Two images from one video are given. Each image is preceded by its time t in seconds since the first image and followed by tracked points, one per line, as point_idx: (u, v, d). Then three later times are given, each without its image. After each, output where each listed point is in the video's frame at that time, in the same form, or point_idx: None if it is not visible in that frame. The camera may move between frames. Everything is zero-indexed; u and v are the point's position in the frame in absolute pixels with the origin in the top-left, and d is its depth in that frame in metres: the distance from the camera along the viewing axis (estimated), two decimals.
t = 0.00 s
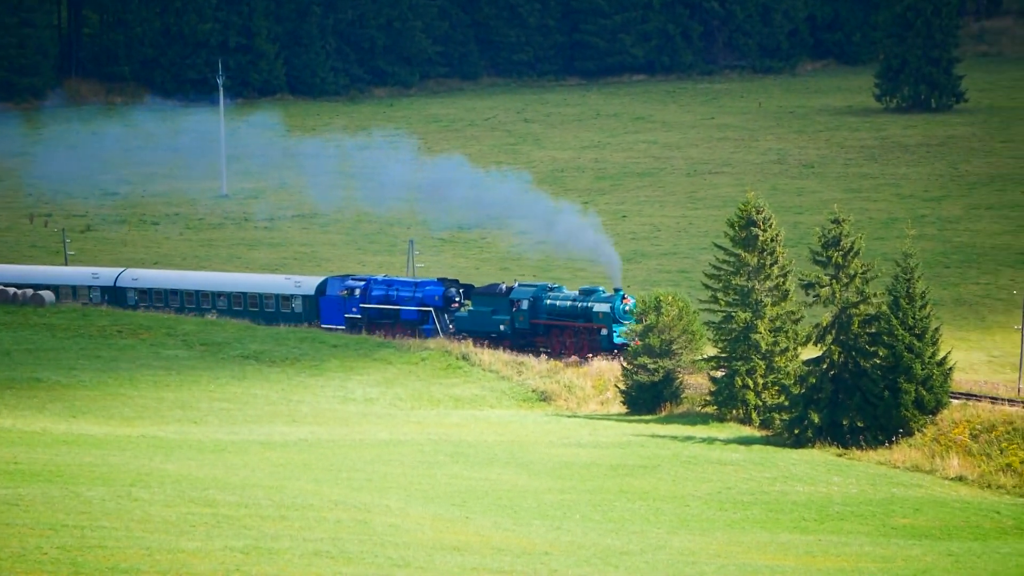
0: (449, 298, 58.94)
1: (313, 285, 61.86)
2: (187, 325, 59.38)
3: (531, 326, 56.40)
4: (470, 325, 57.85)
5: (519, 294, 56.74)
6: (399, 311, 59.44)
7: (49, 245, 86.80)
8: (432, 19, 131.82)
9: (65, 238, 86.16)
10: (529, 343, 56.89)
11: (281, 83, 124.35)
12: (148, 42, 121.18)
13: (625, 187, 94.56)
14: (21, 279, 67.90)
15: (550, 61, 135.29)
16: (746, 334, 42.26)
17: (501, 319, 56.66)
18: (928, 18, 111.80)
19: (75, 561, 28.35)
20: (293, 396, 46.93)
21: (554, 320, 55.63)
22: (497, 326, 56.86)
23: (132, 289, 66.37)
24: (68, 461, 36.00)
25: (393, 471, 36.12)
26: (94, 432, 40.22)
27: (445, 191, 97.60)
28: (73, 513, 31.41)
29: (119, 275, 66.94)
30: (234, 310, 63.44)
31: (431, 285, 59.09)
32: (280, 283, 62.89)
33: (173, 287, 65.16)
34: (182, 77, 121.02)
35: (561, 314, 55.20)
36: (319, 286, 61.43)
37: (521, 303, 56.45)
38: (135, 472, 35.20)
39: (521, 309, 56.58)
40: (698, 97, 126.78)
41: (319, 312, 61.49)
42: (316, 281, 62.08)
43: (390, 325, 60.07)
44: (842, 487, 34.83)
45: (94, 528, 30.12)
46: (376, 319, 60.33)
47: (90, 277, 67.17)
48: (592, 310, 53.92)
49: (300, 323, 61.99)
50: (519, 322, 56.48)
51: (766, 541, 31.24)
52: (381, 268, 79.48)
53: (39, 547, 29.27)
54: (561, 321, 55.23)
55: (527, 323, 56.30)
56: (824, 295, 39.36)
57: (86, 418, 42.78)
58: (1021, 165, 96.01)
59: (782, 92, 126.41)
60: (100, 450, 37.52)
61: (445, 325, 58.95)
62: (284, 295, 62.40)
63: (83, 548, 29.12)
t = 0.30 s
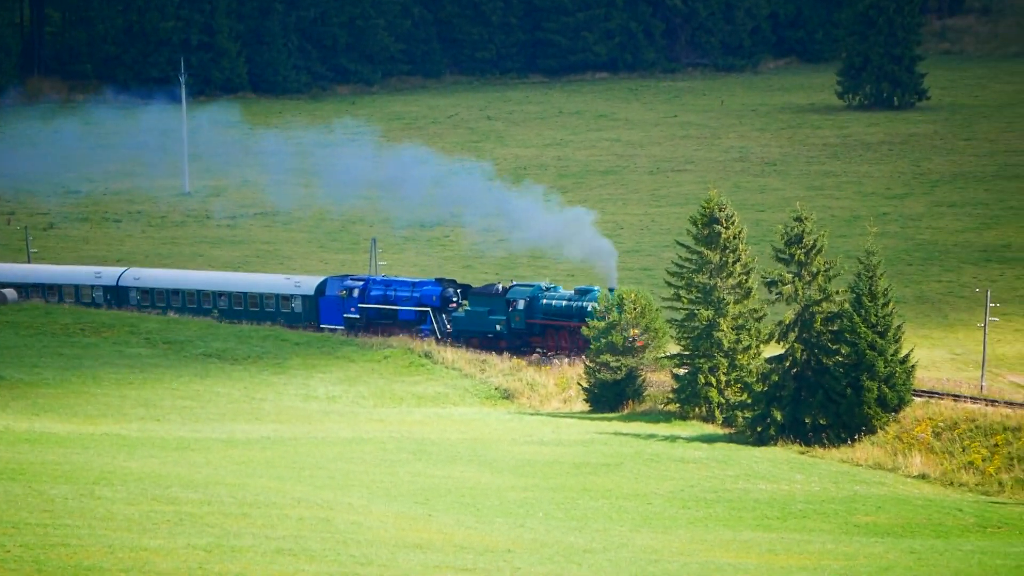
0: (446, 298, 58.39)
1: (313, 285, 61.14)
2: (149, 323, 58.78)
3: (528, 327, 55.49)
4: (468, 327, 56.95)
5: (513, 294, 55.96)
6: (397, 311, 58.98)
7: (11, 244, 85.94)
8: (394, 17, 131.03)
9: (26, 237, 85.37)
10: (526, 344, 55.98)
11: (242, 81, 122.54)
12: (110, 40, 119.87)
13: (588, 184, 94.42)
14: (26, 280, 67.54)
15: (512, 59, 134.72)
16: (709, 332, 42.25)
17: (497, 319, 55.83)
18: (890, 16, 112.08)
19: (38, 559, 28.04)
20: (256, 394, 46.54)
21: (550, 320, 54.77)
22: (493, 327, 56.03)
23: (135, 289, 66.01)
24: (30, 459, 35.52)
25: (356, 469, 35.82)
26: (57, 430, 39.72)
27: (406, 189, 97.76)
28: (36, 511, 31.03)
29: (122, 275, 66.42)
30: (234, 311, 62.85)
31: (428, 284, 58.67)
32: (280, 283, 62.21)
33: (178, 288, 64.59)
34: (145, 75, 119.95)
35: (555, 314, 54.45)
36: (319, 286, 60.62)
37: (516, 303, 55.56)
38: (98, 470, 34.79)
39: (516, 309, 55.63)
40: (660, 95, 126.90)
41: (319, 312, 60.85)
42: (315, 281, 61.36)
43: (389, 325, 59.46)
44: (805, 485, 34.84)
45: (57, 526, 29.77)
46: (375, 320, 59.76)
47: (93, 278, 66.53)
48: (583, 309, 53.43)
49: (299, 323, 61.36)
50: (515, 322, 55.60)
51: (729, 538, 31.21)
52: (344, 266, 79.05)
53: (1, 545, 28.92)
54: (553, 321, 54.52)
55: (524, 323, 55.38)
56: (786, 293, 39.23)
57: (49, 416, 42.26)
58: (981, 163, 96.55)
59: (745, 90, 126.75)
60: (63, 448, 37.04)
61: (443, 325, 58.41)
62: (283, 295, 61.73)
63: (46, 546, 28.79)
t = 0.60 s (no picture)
0: (454, 294, 56.32)
1: (322, 280, 59.01)
2: (121, 316, 58.33)
3: (533, 322, 54.40)
4: (474, 322, 55.83)
5: (519, 289, 54.75)
6: (405, 307, 57.12)
7: None
8: (367, 11, 130.09)
9: None
10: (533, 339, 54.88)
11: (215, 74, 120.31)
12: (82, 34, 116.58)
13: (561, 177, 94.25)
14: (34, 276, 64.92)
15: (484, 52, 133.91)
16: (681, 325, 42.16)
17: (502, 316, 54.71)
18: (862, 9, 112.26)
19: (11, 552, 27.97)
20: (228, 387, 46.27)
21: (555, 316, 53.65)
22: (499, 323, 54.95)
23: (146, 285, 63.28)
24: (1, 452, 35.21)
25: (328, 462, 35.63)
26: (28, 424, 39.38)
27: (376, 183, 97.67)
28: (7, 504, 30.83)
29: (132, 270, 63.78)
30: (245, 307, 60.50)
31: (436, 280, 56.79)
32: (290, 278, 59.86)
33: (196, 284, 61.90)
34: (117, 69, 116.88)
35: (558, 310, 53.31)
36: (328, 282, 58.67)
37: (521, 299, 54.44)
38: (70, 463, 34.53)
39: (522, 304, 54.51)
40: (632, 88, 126.89)
41: (327, 309, 58.71)
42: (326, 276, 59.22)
43: (397, 321, 57.64)
44: (777, 478, 34.86)
45: (29, 519, 29.62)
46: (383, 316, 57.91)
47: (104, 273, 63.76)
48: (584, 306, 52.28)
49: (307, 320, 59.11)
50: (519, 317, 54.58)
51: (701, 531, 31.27)
52: (316, 260, 78.70)
53: None
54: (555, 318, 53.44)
55: (528, 319, 54.37)
56: (758, 286, 39.24)
57: (21, 410, 41.90)
58: (953, 156, 96.86)
59: (717, 83, 126.91)
60: (35, 441, 36.72)
61: (452, 322, 56.37)
62: (292, 290, 59.50)
63: (19, 539, 28.71)
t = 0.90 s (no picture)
0: (480, 288, 55.66)
1: (350, 274, 58.18)
2: (114, 308, 58.21)
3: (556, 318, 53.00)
4: (501, 316, 54.78)
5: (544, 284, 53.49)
6: (432, 301, 56.36)
7: None
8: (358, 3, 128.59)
9: None
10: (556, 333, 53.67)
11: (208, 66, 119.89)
12: (74, 26, 114.03)
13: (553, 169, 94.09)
14: (66, 271, 64.94)
15: (477, 44, 134.11)
16: (674, 317, 42.07)
17: (527, 309, 53.60)
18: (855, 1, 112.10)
19: (4, 544, 27.95)
20: (221, 379, 46.24)
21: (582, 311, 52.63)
22: (523, 317, 53.86)
23: (176, 279, 62.86)
24: None
25: (321, 454, 35.57)
26: (21, 416, 39.30)
27: (367, 175, 97.73)
28: (1, 496, 30.79)
29: (164, 264, 63.38)
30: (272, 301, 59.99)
31: (463, 273, 56.01)
32: (319, 272, 59.10)
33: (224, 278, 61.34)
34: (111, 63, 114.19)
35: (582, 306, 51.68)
36: (356, 276, 57.84)
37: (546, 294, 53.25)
38: (63, 455, 34.48)
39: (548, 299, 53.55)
40: (625, 79, 126.88)
41: (355, 302, 58.09)
42: (353, 270, 58.37)
43: (425, 316, 56.82)
44: (770, 470, 34.87)
45: (23, 511, 29.60)
46: (410, 311, 57.09)
47: (136, 267, 63.67)
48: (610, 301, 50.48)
49: (336, 315, 58.42)
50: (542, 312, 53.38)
51: (694, 523, 31.35)
52: (309, 252, 78.60)
53: None
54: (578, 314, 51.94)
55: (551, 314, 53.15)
56: (751, 278, 39.27)
57: (14, 402, 41.81)
58: (946, 148, 96.90)
59: (710, 75, 126.90)
60: (28, 433, 36.64)
61: (479, 317, 55.50)
62: (320, 284, 58.77)
63: (12, 531, 28.69)
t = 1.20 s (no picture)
0: (496, 285, 55.90)
1: (368, 272, 58.04)
2: (96, 303, 57.95)
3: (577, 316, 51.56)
4: (515, 315, 55.17)
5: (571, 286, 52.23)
6: (448, 299, 56.34)
7: None
8: None
9: None
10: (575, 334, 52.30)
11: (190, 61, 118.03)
12: (57, 20, 112.67)
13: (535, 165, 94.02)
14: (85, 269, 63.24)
15: (459, 39, 133.04)
16: (657, 312, 42.08)
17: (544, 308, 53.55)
18: None
19: None
20: (203, 374, 46.07)
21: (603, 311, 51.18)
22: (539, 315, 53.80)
23: (196, 277, 61.55)
24: None
25: (303, 449, 35.45)
26: (2, 411, 39.06)
27: (348, 171, 97.91)
28: None
29: (184, 261, 62.04)
30: (292, 299, 58.99)
31: (478, 271, 56.13)
32: (337, 269, 58.79)
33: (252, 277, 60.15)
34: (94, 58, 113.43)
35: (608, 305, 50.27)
36: (374, 273, 57.72)
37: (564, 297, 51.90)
38: (45, 450, 34.30)
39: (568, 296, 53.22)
40: (608, 75, 126.94)
41: (374, 300, 57.77)
42: (372, 267, 58.31)
43: (441, 313, 56.68)
44: (752, 465, 34.89)
45: (4, 508, 29.47)
46: (427, 308, 57.05)
47: (157, 264, 62.15)
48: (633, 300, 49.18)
49: (354, 313, 58.17)
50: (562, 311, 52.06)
51: (676, 519, 31.44)
52: (291, 247, 78.38)
53: None
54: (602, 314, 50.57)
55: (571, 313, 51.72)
56: (734, 273, 39.48)
57: None
58: (928, 143, 97.17)
59: (692, 70, 127.00)
60: (9, 429, 36.42)
61: (494, 314, 55.73)
62: (339, 282, 58.46)
63: None
